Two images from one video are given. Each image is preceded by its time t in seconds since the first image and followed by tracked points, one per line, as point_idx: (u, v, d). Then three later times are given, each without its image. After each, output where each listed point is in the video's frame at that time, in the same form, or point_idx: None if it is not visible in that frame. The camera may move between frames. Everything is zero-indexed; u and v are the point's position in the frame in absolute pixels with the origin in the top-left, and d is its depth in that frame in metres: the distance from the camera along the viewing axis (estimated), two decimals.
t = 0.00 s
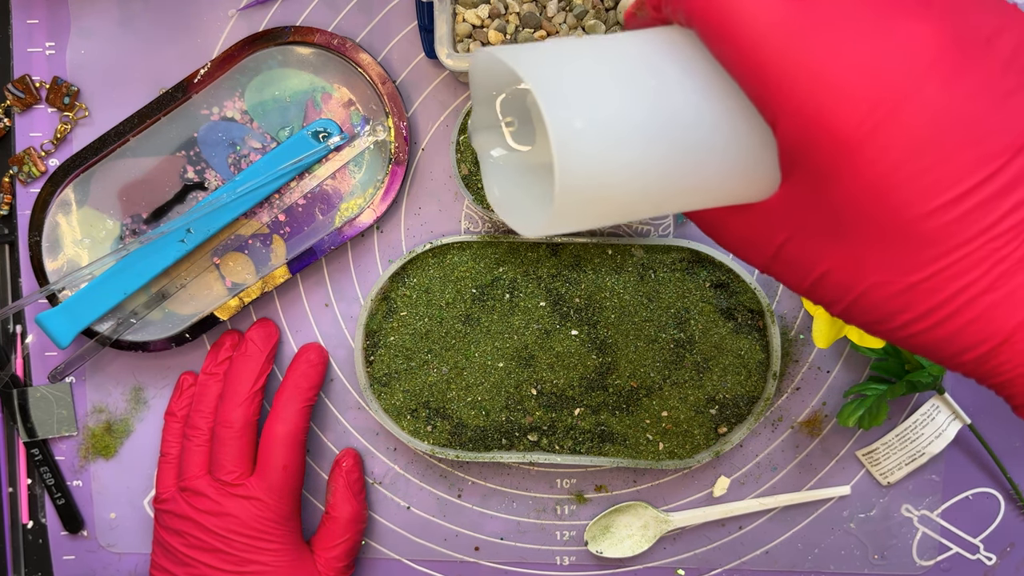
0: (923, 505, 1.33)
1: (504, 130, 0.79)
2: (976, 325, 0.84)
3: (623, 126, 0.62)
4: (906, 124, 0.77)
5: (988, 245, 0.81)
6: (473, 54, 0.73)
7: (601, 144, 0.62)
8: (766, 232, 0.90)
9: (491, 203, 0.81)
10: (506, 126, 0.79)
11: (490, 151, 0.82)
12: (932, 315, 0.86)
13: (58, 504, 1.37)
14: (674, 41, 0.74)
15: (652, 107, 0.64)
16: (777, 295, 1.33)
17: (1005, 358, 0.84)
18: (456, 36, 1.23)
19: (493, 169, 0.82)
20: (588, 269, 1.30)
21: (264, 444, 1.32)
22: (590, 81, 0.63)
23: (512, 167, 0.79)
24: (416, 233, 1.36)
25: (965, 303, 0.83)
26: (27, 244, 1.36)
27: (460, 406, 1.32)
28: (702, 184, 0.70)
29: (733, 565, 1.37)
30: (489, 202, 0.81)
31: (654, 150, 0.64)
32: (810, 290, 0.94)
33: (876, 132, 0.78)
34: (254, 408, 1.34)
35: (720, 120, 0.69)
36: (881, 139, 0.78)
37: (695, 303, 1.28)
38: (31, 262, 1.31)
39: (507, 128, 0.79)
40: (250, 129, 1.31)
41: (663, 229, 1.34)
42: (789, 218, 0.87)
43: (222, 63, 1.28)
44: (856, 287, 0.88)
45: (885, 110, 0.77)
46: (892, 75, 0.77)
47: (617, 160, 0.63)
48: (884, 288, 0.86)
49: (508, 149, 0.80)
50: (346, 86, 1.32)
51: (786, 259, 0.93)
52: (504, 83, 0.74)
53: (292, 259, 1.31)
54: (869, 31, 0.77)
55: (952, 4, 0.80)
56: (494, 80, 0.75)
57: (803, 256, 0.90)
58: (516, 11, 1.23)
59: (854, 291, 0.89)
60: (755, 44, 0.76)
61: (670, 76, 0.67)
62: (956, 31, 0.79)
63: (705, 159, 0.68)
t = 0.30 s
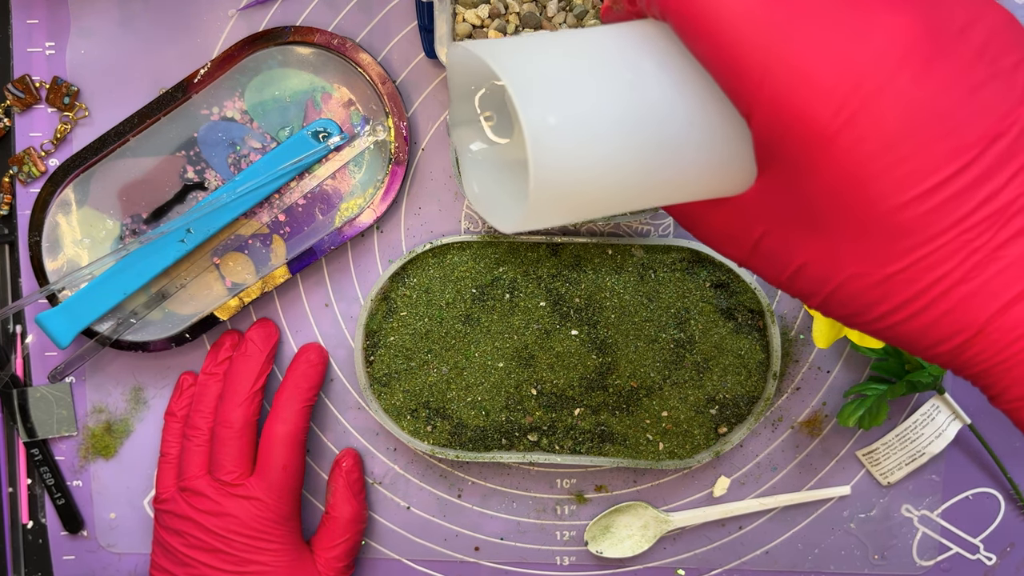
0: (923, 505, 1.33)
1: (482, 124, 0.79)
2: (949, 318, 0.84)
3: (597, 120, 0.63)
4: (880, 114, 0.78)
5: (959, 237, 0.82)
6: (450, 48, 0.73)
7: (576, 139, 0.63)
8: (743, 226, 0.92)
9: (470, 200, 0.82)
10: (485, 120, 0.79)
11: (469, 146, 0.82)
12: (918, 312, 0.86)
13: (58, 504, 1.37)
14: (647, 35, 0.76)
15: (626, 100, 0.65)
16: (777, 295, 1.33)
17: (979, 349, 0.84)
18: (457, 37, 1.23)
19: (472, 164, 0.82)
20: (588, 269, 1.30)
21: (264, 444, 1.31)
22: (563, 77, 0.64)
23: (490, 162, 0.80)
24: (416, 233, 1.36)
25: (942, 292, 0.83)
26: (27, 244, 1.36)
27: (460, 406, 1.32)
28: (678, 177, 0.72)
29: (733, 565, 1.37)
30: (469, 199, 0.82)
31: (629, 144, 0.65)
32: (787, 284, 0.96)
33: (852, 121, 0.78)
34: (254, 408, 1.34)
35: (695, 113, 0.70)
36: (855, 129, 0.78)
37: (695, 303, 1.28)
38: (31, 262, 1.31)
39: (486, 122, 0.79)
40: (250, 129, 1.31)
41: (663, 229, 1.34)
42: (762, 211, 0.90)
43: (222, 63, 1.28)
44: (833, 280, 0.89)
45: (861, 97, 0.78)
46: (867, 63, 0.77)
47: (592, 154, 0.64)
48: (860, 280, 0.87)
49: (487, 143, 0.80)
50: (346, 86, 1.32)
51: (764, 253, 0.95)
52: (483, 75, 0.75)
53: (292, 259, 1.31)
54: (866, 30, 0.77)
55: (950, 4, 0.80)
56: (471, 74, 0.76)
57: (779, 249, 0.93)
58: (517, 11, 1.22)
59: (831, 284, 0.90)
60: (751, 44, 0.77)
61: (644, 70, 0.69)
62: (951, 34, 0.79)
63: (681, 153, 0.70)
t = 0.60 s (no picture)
0: (923, 505, 1.33)
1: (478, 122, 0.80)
2: (945, 313, 0.84)
3: (592, 116, 0.64)
4: (874, 110, 0.78)
5: (954, 232, 0.81)
6: (444, 46, 0.73)
7: (571, 135, 0.63)
8: (738, 222, 0.92)
9: (466, 196, 0.82)
10: (480, 118, 0.79)
11: (464, 143, 0.83)
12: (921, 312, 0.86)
13: (58, 504, 1.37)
14: (642, 32, 0.76)
15: (622, 98, 0.65)
16: (776, 295, 1.33)
17: (974, 343, 0.84)
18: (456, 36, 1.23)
19: (467, 160, 0.82)
20: (588, 269, 1.30)
21: (264, 444, 1.31)
22: (558, 73, 0.64)
23: (486, 160, 0.80)
24: (416, 233, 1.36)
25: (937, 288, 0.83)
26: (27, 244, 1.36)
27: (460, 406, 1.32)
28: (672, 174, 0.72)
29: (733, 565, 1.37)
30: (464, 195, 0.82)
31: (623, 141, 0.65)
32: (782, 280, 0.96)
33: (848, 116, 0.78)
34: (253, 408, 1.34)
35: (689, 110, 0.70)
36: (851, 125, 0.78)
37: (695, 303, 1.28)
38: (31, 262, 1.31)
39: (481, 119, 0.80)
40: (250, 129, 1.31)
41: (663, 229, 1.34)
42: (758, 207, 0.89)
43: (222, 63, 1.28)
44: (828, 275, 0.89)
45: (856, 94, 0.77)
46: (861, 60, 0.77)
47: (586, 150, 0.64)
48: (855, 275, 0.87)
49: (482, 140, 0.80)
50: (345, 86, 1.32)
51: (759, 250, 0.95)
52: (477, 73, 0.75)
53: (292, 259, 1.31)
54: (864, 30, 0.77)
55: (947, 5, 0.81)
56: (466, 73, 0.76)
57: (774, 245, 0.92)
58: (516, 11, 1.22)
59: (825, 280, 0.89)
60: (750, 44, 0.77)
61: (640, 68, 0.69)
62: (951, 35, 0.79)
63: (676, 150, 0.70)
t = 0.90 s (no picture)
0: (923, 505, 1.33)
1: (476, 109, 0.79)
2: (942, 295, 0.84)
3: (587, 97, 0.63)
4: (868, 93, 0.78)
5: (948, 217, 0.82)
6: (439, 34, 0.71)
7: (566, 116, 0.63)
8: (734, 208, 0.91)
9: (462, 183, 0.81)
10: (477, 105, 0.78)
11: (461, 130, 0.82)
12: (914, 298, 0.86)
13: (58, 504, 1.37)
14: (638, 16, 0.73)
15: (616, 80, 0.65)
16: (777, 294, 1.33)
17: (968, 328, 0.85)
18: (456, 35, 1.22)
19: (463, 147, 0.82)
20: (588, 269, 1.30)
21: (264, 444, 1.31)
22: (552, 56, 0.64)
23: (481, 147, 0.79)
24: (417, 233, 1.36)
25: (930, 274, 0.84)
26: (27, 244, 1.36)
27: (460, 406, 1.32)
28: (666, 161, 0.71)
29: (733, 565, 1.37)
30: (459, 181, 0.82)
31: (617, 124, 0.65)
32: (778, 266, 0.95)
33: (843, 98, 0.78)
34: (254, 408, 1.34)
35: (683, 93, 0.69)
36: (846, 108, 0.78)
37: (695, 303, 1.28)
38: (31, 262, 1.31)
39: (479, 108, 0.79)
40: (250, 129, 1.31)
41: (663, 228, 1.34)
42: (754, 192, 0.88)
43: (222, 63, 1.28)
44: (823, 261, 0.89)
45: (851, 76, 0.77)
46: (859, 55, 0.77)
47: (580, 134, 0.64)
48: (849, 261, 0.87)
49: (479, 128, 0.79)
50: (345, 86, 1.32)
51: (754, 236, 0.93)
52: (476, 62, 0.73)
53: (292, 259, 1.31)
54: (864, 26, 0.77)
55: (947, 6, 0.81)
56: (462, 60, 0.74)
57: (769, 231, 0.91)
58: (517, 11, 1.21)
59: (820, 266, 0.89)
60: (751, 45, 0.77)
61: (634, 49, 0.68)
62: (949, 34, 0.80)
63: (670, 134, 0.69)
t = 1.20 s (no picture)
0: (923, 505, 1.33)
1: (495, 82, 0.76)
2: (962, 281, 0.85)
3: (616, 68, 0.61)
4: (899, 72, 0.76)
5: (977, 198, 0.82)
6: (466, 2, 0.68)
7: (592, 87, 0.60)
8: (757, 188, 0.89)
9: (479, 157, 0.79)
10: (495, 80, 0.76)
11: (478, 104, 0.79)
12: (931, 285, 0.87)
13: (58, 504, 1.37)
14: None
15: (645, 50, 0.62)
16: (776, 294, 1.34)
17: (991, 312, 0.85)
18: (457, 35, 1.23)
19: (481, 121, 0.79)
20: (588, 269, 1.30)
21: (264, 444, 1.32)
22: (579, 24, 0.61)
23: (501, 121, 0.77)
24: (416, 233, 1.36)
25: (956, 256, 0.84)
26: (27, 243, 1.36)
27: (460, 406, 1.32)
28: (691, 134, 0.69)
29: (732, 565, 1.37)
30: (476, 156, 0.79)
31: (644, 98, 0.62)
32: (799, 246, 0.93)
33: (873, 77, 0.76)
34: (254, 408, 1.34)
35: (710, 65, 0.67)
36: (876, 87, 0.76)
37: (695, 303, 1.28)
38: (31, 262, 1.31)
39: (500, 81, 0.76)
40: (250, 129, 1.31)
41: (663, 228, 1.34)
42: (779, 171, 0.86)
43: (222, 63, 1.28)
44: (845, 243, 0.88)
45: (884, 52, 0.75)
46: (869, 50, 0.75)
47: (607, 106, 0.61)
48: (873, 242, 0.86)
49: (499, 102, 0.76)
50: (345, 86, 1.32)
51: (776, 217, 0.92)
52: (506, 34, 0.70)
53: (292, 259, 1.32)
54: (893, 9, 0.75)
55: None
56: (487, 32, 0.71)
57: (790, 212, 0.90)
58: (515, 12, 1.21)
59: (843, 247, 0.89)
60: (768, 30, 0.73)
61: (661, 20, 0.64)
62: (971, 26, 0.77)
63: (697, 109, 0.67)
